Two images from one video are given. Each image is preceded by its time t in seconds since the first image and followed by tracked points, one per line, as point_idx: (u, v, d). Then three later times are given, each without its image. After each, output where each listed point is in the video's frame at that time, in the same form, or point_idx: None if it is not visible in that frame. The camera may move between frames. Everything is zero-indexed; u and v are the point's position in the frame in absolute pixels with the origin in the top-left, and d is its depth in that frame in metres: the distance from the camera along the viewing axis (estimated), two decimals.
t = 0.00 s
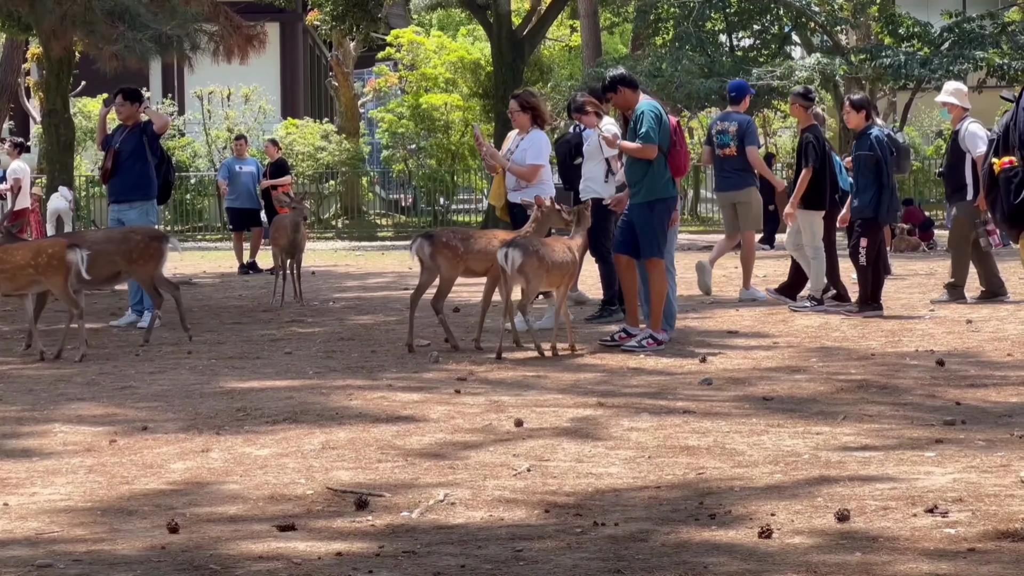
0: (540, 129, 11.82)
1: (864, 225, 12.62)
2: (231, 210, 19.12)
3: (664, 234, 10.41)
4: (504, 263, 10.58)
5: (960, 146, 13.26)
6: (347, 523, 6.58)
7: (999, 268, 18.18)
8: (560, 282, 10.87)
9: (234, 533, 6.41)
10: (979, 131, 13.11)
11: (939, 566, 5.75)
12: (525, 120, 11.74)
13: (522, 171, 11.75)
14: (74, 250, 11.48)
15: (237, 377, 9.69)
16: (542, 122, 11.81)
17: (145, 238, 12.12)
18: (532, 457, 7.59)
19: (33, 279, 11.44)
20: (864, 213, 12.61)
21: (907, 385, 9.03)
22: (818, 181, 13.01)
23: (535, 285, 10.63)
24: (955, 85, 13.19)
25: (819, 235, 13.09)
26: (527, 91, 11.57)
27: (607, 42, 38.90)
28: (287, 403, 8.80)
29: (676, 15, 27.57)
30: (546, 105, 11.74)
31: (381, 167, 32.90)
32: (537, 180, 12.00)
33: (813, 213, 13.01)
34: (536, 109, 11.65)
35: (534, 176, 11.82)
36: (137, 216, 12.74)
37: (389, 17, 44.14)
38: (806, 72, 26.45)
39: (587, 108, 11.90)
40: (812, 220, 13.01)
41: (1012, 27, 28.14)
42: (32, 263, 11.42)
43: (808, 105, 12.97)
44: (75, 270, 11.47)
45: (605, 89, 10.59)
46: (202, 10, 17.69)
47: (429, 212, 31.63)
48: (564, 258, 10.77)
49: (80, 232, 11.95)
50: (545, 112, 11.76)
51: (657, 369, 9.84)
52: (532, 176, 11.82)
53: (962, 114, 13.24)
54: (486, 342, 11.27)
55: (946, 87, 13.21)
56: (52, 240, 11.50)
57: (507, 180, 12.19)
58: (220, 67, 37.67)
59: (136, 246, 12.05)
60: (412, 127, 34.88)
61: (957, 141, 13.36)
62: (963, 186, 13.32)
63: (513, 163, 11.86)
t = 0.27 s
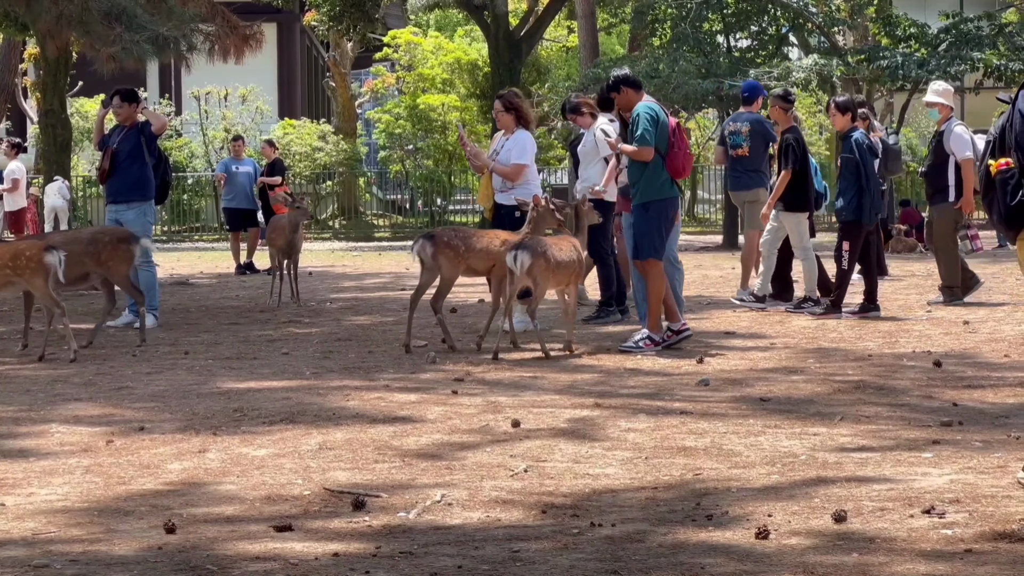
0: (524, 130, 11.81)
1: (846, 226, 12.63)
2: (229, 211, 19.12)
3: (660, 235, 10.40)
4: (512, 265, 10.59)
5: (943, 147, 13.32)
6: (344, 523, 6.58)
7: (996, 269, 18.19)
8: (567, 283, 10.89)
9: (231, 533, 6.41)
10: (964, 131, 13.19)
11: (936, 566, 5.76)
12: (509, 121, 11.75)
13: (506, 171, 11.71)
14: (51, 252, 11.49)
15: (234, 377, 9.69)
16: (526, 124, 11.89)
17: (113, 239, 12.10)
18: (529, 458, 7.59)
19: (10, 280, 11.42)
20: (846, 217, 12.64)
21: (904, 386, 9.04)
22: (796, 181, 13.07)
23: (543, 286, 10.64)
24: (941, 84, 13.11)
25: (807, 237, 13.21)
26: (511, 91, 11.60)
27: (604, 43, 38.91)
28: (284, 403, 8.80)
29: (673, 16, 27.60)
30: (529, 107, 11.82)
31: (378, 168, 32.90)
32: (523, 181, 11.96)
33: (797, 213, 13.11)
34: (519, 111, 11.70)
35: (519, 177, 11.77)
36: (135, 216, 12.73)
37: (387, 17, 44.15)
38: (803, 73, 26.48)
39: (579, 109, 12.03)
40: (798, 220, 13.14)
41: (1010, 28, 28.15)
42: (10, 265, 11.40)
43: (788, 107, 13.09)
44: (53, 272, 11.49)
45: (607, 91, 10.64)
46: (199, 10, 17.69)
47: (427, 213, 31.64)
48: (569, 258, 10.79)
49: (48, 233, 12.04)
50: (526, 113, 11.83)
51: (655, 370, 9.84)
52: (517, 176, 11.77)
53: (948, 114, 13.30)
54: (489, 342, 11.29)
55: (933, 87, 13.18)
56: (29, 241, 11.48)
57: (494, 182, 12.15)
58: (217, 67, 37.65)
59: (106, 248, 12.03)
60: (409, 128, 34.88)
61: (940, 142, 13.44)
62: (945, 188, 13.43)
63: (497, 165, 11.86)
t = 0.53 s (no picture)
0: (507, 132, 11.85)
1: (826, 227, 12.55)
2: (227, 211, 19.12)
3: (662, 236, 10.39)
4: (517, 266, 10.59)
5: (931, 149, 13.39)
6: (341, 524, 6.58)
7: (994, 270, 18.19)
8: (569, 283, 10.89)
9: (228, 534, 6.41)
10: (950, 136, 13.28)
11: (934, 568, 5.75)
12: (490, 123, 11.82)
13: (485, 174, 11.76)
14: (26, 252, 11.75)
15: (233, 378, 9.69)
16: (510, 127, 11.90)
17: (83, 242, 12.12)
18: (527, 459, 7.59)
19: None
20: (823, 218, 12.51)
21: (901, 387, 9.04)
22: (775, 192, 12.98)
23: (544, 287, 10.66)
24: (925, 87, 13.26)
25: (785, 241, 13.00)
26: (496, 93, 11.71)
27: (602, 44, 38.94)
28: (282, 404, 8.80)
29: (672, 18, 27.63)
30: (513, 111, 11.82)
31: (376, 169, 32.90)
32: (503, 184, 12.03)
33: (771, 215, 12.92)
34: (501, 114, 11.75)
35: (500, 179, 11.83)
36: (135, 217, 12.74)
37: (385, 18, 44.17)
38: (801, 75, 26.49)
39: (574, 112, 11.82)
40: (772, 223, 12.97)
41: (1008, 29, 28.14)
42: None
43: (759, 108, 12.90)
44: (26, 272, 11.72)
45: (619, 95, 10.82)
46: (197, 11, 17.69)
47: (425, 214, 31.64)
48: (570, 258, 10.81)
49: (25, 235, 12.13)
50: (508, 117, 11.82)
51: (652, 372, 9.84)
52: (497, 178, 11.83)
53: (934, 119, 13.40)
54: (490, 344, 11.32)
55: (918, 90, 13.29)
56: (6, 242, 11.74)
57: (477, 185, 12.23)
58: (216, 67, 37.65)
59: (74, 249, 12.05)
60: (407, 129, 34.88)
61: (926, 145, 13.51)
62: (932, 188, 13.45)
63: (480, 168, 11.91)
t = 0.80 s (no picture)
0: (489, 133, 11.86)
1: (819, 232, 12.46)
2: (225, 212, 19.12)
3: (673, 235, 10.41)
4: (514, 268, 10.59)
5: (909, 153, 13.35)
6: (340, 525, 6.58)
7: (992, 273, 18.20)
8: (568, 284, 10.89)
9: (226, 535, 6.41)
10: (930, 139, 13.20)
11: (932, 569, 5.75)
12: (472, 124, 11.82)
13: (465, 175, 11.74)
14: None
15: (231, 379, 9.69)
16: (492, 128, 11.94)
17: (51, 243, 12.27)
18: (525, 461, 7.60)
19: None
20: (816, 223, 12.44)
21: (899, 389, 9.05)
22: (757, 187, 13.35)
23: (545, 288, 10.66)
24: (906, 90, 13.30)
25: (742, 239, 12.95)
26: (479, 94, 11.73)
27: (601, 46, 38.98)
28: (280, 405, 8.81)
29: (670, 20, 27.65)
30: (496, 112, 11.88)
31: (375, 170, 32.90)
32: (484, 184, 12.03)
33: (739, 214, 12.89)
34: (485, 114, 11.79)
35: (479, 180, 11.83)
36: (134, 218, 12.73)
37: (384, 19, 44.20)
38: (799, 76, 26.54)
39: (568, 113, 11.98)
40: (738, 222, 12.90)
41: (1007, 31, 28.17)
42: None
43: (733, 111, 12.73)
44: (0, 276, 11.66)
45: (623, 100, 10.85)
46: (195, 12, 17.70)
47: (423, 215, 31.66)
48: (572, 259, 10.82)
49: None
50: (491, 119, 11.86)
51: (650, 373, 9.84)
52: (476, 179, 11.82)
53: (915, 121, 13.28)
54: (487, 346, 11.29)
55: (899, 93, 13.32)
56: None
57: (455, 185, 12.23)
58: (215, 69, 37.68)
59: (41, 250, 12.18)
60: (405, 130, 34.90)
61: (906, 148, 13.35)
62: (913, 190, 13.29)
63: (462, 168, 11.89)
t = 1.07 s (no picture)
0: (473, 135, 11.85)
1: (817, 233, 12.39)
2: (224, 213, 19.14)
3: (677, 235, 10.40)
4: (524, 267, 10.66)
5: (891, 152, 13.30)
6: (338, 526, 6.58)
7: (990, 274, 18.21)
8: (572, 284, 10.98)
9: (224, 537, 6.41)
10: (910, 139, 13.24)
11: (932, 572, 5.75)
12: (455, 126, 11.82)
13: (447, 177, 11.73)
14: None
15: (229, 380, 9.70)
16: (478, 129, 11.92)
17: (21, 247, 12.25)
18: (524, 462, 7.60)
19: None
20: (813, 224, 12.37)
21: (897, 390, 9.05)
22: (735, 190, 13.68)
23: (551, 289, 10.75)
24: (888, 90, 13.19)
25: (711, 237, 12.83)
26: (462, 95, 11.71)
27: (599, 47, 39.02)
28: (278, 406, 8.81)
29: (668, 21, 27.67)
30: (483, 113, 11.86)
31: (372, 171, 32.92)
32: (468, 184, 12.03)
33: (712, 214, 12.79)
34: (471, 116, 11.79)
35: (461, 183, 11.82)
36: (132, 219, 12.73)
37: (382, 20, 44.24)
38: (798, 77, 26.58)
39: (556, 116, 11.97)
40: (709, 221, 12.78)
41: (1005, 33, 28.21)
42: None
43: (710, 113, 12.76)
44: None
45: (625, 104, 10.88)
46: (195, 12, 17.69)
47: (421, 216, 31.75)
48: (576, 259, 10.93)
49: None
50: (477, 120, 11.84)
51: (648, 374, 9.84)
52: (458, 182, 11.82)
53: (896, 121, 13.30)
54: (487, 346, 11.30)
55: (882, 93, 13.21)
56: None
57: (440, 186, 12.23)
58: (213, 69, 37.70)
59: (11, 255, 12.20)
60: (404, 131, 34.95)
61: (887, 147, 13.38)
62: (893, 193, 13.12)
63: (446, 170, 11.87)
